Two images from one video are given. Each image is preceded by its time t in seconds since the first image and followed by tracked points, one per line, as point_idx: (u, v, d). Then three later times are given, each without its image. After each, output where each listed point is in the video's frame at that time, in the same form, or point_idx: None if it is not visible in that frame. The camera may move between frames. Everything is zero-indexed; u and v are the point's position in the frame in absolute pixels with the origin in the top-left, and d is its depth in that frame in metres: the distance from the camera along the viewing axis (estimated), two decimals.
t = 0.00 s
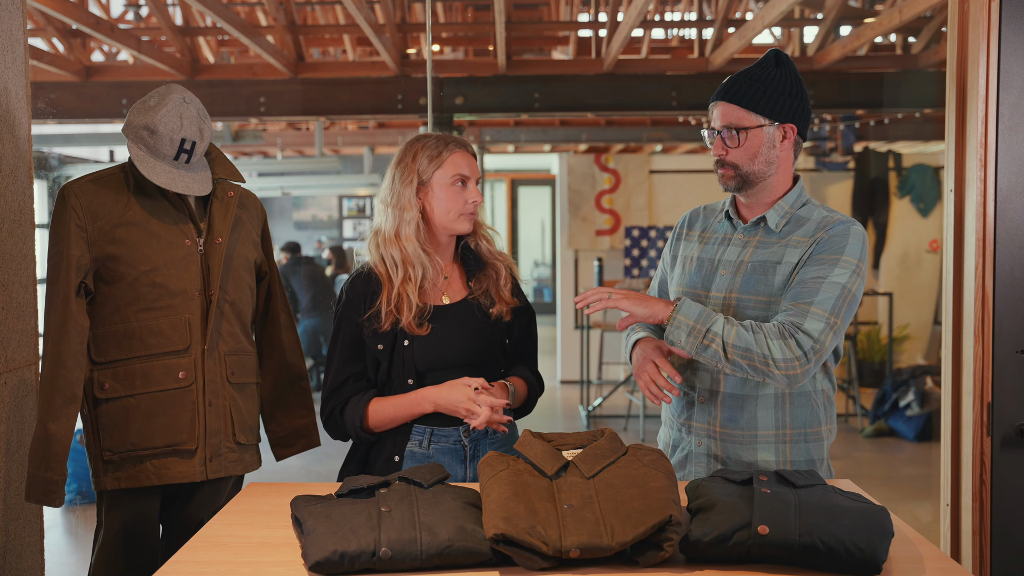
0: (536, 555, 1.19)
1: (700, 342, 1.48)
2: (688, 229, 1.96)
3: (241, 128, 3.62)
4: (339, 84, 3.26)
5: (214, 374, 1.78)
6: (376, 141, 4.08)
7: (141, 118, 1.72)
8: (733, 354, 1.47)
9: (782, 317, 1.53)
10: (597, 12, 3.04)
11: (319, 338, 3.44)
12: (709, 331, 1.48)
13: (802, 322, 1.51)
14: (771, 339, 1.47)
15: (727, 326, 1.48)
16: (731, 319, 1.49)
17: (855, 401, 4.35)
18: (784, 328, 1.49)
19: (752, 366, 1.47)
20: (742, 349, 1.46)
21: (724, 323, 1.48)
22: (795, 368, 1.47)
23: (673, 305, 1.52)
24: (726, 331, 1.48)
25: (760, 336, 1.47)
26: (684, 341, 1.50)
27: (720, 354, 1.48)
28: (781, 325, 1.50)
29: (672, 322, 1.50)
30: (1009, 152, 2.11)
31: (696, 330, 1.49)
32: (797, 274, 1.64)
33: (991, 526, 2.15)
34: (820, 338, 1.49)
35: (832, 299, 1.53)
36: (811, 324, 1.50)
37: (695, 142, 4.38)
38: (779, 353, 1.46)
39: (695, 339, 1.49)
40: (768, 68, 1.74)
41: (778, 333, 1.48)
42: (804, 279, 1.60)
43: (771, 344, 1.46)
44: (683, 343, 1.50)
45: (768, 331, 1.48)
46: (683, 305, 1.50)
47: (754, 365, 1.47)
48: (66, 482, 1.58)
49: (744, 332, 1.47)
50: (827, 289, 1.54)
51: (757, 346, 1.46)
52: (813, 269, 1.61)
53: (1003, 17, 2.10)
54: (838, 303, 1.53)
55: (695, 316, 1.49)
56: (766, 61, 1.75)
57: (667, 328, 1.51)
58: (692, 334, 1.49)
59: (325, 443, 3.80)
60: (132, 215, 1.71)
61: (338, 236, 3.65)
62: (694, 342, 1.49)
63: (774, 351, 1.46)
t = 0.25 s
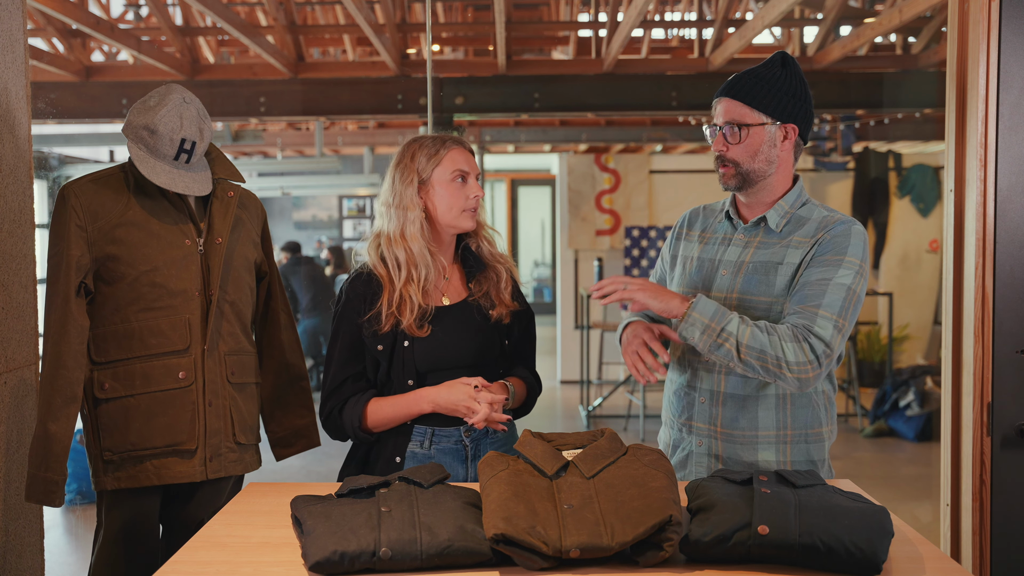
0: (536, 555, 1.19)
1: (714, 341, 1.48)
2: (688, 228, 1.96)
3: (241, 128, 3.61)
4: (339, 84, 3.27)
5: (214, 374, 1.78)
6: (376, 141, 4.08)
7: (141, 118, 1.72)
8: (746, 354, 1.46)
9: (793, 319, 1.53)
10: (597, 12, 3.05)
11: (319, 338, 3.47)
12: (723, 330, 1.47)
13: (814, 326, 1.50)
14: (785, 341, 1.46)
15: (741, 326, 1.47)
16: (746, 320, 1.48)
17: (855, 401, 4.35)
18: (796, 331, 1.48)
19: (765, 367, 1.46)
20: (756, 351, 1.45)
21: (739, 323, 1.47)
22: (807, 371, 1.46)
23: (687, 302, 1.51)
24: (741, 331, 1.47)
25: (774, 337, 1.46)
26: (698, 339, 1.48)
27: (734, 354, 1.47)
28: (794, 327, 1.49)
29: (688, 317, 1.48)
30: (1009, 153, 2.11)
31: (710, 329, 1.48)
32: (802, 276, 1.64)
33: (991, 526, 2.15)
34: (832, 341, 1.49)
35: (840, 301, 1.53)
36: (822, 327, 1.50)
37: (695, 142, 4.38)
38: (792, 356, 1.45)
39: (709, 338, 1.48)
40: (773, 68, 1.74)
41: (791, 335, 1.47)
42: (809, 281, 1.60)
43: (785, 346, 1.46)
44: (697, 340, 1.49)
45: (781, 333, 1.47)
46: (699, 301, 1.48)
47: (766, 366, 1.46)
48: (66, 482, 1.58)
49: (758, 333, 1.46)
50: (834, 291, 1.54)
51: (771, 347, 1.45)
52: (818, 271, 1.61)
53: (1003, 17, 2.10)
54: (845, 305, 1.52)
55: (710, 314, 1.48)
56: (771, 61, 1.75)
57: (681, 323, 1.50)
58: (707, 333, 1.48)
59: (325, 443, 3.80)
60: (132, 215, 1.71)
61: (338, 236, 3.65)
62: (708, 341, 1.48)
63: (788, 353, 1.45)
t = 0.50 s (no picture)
0: (536, 555, 1.19)
1: (740, 367, 1.45)
2: (688, 227, 1.94)
3: (241, 128, 3.71)
4: (339, 84, 3.27)
5: (214, 374, 1.78)
6: (376, 141, 4.09)
7: (141, 118, 1.72)
8: (775, 372, 1.44)
9: (814, 326, 1.52)
10: (597, 12, 3.03)
11: (319, 339, 3.47)
12: (747, 354, 1.45)
13: (838, 330, 1.49)
14: (813, 352, 1.44)
15: (765, 345, 1.45)
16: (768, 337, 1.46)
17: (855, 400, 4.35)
18: (820, 338, 1.47)
19: (796, 381, 1.44)
20: (785, 367, 1.44)
21: (762, 344, 1.45)
22: (839, 377, 1.45)
23: (704, 332, 1.47)
24: (765, 350, 1.44)
25: (800, 350, 1.45)
26: (723, 367, 1.46)
27: (762, 374, 1.45)
28: (816, 335, 1.48)
29: (709, 349, 1.46)
30: (1009, 153, 2.11)
31: (734, 356, 1.45)
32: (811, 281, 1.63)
33: (991, 526, 2.15)
34: (856, 344, 1.48)
35: (855, 304, 1.52)
36: (845, 331, 1.48)
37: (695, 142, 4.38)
38: (822, 363, 1.44)
39: (734, 365, 1.45)
40: (774, 70, 1.74)
41: (816, 343, 1.46)
42: (819, 285, 1.60)
43: (813, 357, 1.44)
44: (721, 368, 1.47)
45: (807, 343, 1.45)
46: (718, 331, 1.45)
47: (798, 380, 1.44)
48: (66, 482, 1.58)
49: (783, 348, 1.44)
50: (848, 294, 1.54)
51: (799, 361, 1.43)
52: (827, 275, 1.60)
53: (1003, 17, 2.10)
54: (860, 307, 1.52)
55: (731, 341, 1.45)
56: (774, 63, 1.75)
57: (704, 355, 1.47)
58: (732, 359, 1.45)
59: (325, 443, 3.80)
60: (132, 215, 1.71)
61: (338, 236, 3.65)
62: (732, 367, 1.46)
63: (817, 363, 1.44)
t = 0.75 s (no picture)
0: (536, 555, 1.19)
1: (780, 342, 1.39)
2: (688, 220, 1.93)
3: (241, 129, 3.73)
4: (339, 84, 3.26)
5: (214, 374, 1.78)
6: (376, 141, 4.09)
7: (141, 118, 1.72)
8: (816, 349, 1.39)
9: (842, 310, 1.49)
10: (597, 12, 3.06)
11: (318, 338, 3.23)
12: (788, 330, 1.39)
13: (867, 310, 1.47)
14: (851, 329, 1.40)
15: (805, 322, 1.39)
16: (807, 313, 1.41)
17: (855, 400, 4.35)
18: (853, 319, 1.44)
19: (836, 360, 1.39)
20: (826, 344, 1.39)
21: (802, 320, 1.39)
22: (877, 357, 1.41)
23: (746, 306, 1.40)
24: (806, 326, 1.39)
25: (839, 327, 1.40)
26: (761, 342, 1.40)
27: (803, 351, 1.39)
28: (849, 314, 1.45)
29: (748, 321, 1.39)
30: (1009, 153, 2.11)
31: (775, 330, 1.39)
32: (821, 271, 1.62)
33: (991, 527, 2.15)
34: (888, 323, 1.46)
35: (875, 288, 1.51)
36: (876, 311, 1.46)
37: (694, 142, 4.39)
38: (862, 340, 1.39)
39: (774, 340, 1.39)
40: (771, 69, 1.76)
41: (852, 322, 1.43)
42: (829, 275, 1.59)
43: (852, 334, 1.40)
44: (760, 344, 1.41)
45: (844, 323, 1.41)
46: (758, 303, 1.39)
47: (838, 358, 1.39)
48: (66, 482, 1.57)
49: (822, 324, 1.40)
50: (865, 280, 1.53)
51: (840, 338, 1.39)
52: (834, 266, 1.59)
53: (1003, 17, 2.10)
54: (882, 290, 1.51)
55: (771, 315, 1.39)
56: (767, 62, 1.77)
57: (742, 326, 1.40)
58: (772, 334, 1.39)
59: (325, 443, 3.80)
60: (132, 215, 1.71)
61: (338, 236, 3.64)
62: (771, 342, 1.40)
63: (856, 341, 1.39)
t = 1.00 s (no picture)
0: (536, 555, 1.19)
1: (807, 372, 1.44)
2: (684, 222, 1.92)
3: (241, 129, 3.79)
4: (339, 84, 3.27)
5: (214, 374, 1.78)
6: (376, 141, 4.09)
7: (141, 118, 1.72)
8: (834, 381, 1.46)
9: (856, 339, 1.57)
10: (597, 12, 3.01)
11: (319, 338, 3.41)
12: (819, 362, 1.43)
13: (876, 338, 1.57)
14: (866, 363, 1.49)
15: (832, 355, 1.45)
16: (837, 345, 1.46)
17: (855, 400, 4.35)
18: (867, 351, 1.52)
19: (846, 392, 1.49)
20: (844, 378, 1.46)
21: (831, 353, 1.44)
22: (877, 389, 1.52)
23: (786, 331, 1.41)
24: (833, 359, 1.45)
25: (857, 361, 1.48)
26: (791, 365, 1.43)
27: (822, 381, 1.46)
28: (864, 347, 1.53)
29: (789, 344, 1.42)
30: (1009, 153, 2.11)
31: (807, 360, 1.43)
32: (829, 285, 1.65)
33: (991, 527, 2.15)
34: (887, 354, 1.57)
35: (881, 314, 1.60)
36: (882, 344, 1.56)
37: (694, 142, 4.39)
38: (872, 373, 1.49)
39: (803, 369, 1.44)
40: (756, 69, 1.76)
41: (867, 356, 1.51)
42: (840, 289, 1.63)
43: (866, 368, 1.49)
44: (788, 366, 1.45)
45: (863, 356, 1.50)
46: (800, 330, 1.41)
47: (848, 391, 1.49)
48: (66, 482, 1.57)
49: (846, 358, 1.47)
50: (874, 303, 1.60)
51: (856, 372, 1.47)
52: (843, 280, 1.63)
53: (1003, 17, 2.10)
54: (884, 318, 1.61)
55: (808, 346, 1.42)
56: (753, 63, 1.77)
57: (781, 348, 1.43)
58: (805, 363, 1.43)
59: (326, 443, 3.80)
60: (132, 215, 1.71)
61: (338, 236, 3.63)
62: (801, 368, 1.44)
63: (867, 374, 1.49)
